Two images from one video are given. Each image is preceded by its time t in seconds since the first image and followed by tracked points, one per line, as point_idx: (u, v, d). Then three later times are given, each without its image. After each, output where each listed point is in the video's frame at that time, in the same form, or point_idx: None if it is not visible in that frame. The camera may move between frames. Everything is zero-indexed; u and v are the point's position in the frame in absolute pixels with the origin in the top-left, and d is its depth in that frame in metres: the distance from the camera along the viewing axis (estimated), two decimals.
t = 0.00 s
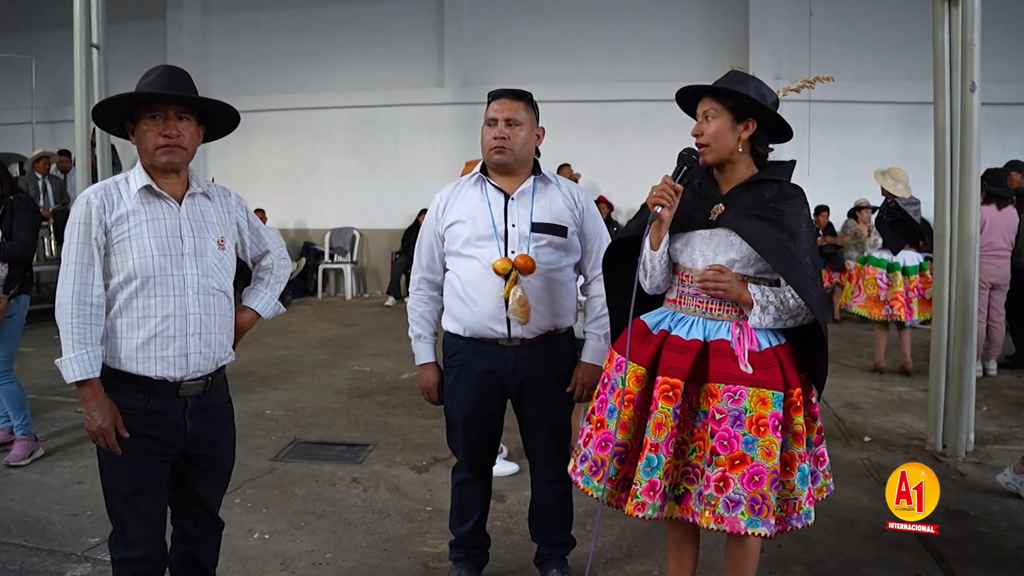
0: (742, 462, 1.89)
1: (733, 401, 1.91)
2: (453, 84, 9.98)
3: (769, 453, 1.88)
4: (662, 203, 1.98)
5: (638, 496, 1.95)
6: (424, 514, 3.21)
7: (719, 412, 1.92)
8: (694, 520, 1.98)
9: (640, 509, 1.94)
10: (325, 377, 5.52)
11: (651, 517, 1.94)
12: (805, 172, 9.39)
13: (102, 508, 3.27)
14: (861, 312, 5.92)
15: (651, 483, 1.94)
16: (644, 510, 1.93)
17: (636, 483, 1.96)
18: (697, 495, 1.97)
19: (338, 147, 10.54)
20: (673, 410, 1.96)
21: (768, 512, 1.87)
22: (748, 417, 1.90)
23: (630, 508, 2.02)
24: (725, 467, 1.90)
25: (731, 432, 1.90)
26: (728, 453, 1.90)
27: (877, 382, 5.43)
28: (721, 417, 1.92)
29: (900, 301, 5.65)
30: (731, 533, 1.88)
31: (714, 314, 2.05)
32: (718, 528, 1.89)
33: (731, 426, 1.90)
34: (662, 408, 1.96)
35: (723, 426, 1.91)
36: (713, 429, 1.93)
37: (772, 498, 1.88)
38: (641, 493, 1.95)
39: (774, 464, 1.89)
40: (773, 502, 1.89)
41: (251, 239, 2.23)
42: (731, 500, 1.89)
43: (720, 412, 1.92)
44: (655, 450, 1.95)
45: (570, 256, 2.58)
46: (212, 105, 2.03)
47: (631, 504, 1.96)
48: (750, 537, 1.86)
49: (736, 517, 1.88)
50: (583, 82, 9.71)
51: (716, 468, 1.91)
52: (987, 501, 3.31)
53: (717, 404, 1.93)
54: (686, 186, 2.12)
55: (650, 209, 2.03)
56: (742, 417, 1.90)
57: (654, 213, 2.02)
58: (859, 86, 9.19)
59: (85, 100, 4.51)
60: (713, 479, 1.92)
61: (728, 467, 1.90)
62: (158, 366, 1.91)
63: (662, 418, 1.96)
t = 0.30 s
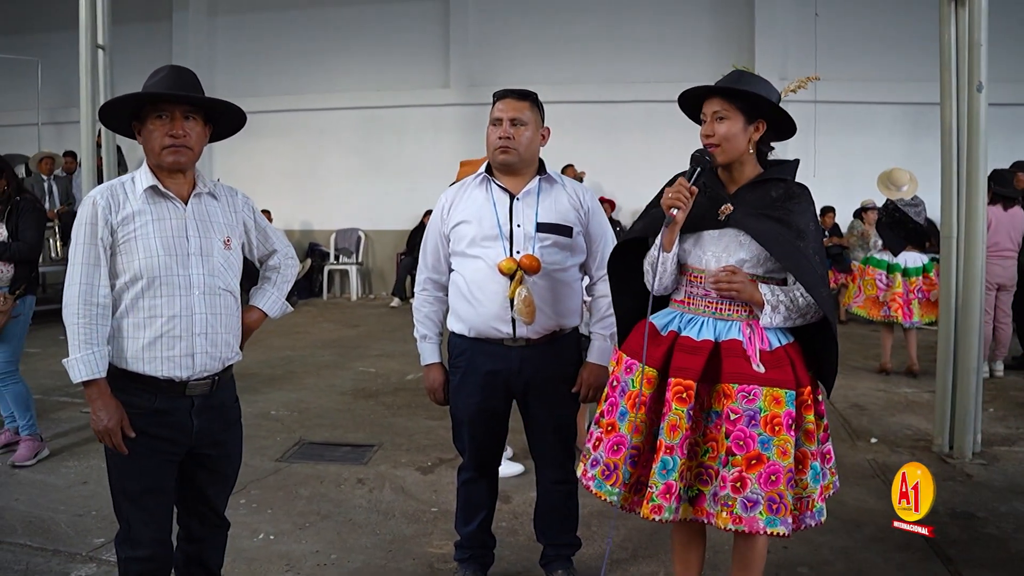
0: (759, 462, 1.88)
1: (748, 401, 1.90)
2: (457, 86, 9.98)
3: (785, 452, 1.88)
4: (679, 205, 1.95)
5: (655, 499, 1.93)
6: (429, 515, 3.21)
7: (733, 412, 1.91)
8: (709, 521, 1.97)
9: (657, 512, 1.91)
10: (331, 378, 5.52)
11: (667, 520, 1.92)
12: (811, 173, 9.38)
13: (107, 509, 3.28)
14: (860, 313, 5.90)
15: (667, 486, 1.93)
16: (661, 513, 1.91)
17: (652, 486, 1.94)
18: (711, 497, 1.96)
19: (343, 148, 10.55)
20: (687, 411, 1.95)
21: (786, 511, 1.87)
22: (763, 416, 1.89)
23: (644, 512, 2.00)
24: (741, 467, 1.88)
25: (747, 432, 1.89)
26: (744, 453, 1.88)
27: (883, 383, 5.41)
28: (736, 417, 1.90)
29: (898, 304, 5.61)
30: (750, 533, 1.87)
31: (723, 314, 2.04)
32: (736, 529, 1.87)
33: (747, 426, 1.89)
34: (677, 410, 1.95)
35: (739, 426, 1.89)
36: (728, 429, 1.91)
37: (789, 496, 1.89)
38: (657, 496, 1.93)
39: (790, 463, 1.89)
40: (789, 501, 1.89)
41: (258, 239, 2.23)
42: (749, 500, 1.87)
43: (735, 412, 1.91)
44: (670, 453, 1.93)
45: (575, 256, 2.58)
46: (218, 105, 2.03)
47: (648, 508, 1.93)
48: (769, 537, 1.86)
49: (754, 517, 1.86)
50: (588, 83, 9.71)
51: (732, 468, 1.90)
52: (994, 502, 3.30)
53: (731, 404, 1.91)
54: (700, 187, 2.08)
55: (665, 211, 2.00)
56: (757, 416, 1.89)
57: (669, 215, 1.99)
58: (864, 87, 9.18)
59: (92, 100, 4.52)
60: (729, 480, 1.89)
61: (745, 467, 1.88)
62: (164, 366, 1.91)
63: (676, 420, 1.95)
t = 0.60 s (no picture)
0: (779, 460, 1.89)
1: (765, 400, 1.92)
2: (460, 86, 9.98)
3: (803, 449, 1.90)
4: (691, 206, 1.90)
5: (676, 502, 1.92)
6: (433, 515, 3.20)
7: (751, 412, 1.92)
8: (727, 522, 1.97)
9: (679, 516, 1.91)
10: (334, 378, 5.52)
11: (689, 523, 1.91)
12: (814, 173, 9.37)
13: (111, 508, 3.28)
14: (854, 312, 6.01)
15: (688, 489, 1.92)
16: (684, 517, 1.91)
17: (672, 490, 1.93)
18: (729, 497, 1.96)
19: (346, 148, 10.56)
20: (704, 413, 1.95)
21: (807, 507, 1.89)
22: (780, 414, 1.91)
23: (662, 516, 2.00)
24: (761, 466, 1.90)
25: (766, 430, 1.90)
26: (765, 452, 1.90)
27: (886, 384, 5.40)
28: (754, 417, 1.92)
29: (889, 305, 5.71)
30: (775, 531, 1.88)
31: (733, 314, 2.04)
32: (760, 528, 1.89)
33: (765, 425, 1.90)
34: (694, 412, 1.94)
35: (757, 425, 1.91)
36: (746, 429, 1.92)
37: (809, 492, 1.90)
38: (678, 499, 1.92)
39: (808, 459, 1.91)
40: (809, 497, 1.91)
41: (265, 238, 2.23)
42: (772, 499, 1.89)
43: (753, 411, 1.92)
44: (689, 455, 1.93)
45: (579, 255, 2.57)
46: (224, 106, 2.03)
47: (669, 512, 1.92)
48: (793, 534, 1.87)
49: (778, 515, 1.88)
50: (591, 84, 9.71)
51: (753, 467, 1.91)
52: (999, 503, 3.29)
53: (749, 403, 1.92)
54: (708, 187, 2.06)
55: (675, 213, 1.95)
56: (775, 415, 1.91)
57: (681, 218, 1.94)
58: (867, 88, 9.18)
59: (95, 100, 4.53)
60: (750, 480, 1.91)
61: (766, 465, 1.90)
62: (171, 365, 1.91)
63: (693, 421, 1.94)
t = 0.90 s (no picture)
0: (797, 458, 1.90)
1: (779, 399, 1.93)
2: (462, 86, 9.98)
3: (819, 446, 1.91)
4: (698, 207, 1.90)
5: (697, 507, 1.92)
6: (436, 516, 3.20)
7: (767, 412, 1.93)
8: (745, 524, 1.96)
9: (701, 520, 1.91)
10: (337, 379, 5.52)
11: (711, 527, 1.92)
12: (817, 174, 9.35)
13: (114, 509, 3.28)
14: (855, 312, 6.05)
15: (709, 492, 1.92)
16: (706, 520, 1.91)
17: (692, 495, 1.93)
18: (746, 498, 1.96)
19: (348, 149, 10.56)
20: (720, 415, 1.94)
21: (827, 503, 1.89)
22: (795, 413, 1.92)
23: (681, 522, 1.99)
24: (780, 465, 1.90)
25: (782, 430, 1.91)
26: (783, 451, 1.91)
27: (889, 385, 5.39)
28: (770, 417, 1.92)
29: (883, 305, 5.70)
30: (797, 529, 1.89)
31: (740, 315, 2.04)
32: (782, 527, 1.89)
33: (782, 424, 1.91)
34: (711, 415, 1.94)
35: (774, 425, 1.92)
36: (763, 429, 1.93)
37: (827, 488, 1.91)
38: (699, 504, 1.92)
39: (823, 456, 1.92)
40: (828, 492, 1.92)
41: (271, 238, 2.23)
42: (792, 497, 1.89)
43: (768, 411, 1.93)
44: (708, 459, 1.92)
45: (582, 255, 2.57)
46: (232, 108, 2.04)
47: (691, 517, 1.92)
48: (815, 531, 1.88)
49: (799, 514, 1.89)
50: (594, 85, 9.71)
51: (771, 467, 1.91)
52: (1003, 504, 3.29)
53: (764, 403, 1.93)
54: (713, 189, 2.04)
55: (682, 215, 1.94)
56: (790, 413, 1.92)
57: (688, 219, 1.93)
58: (870, 88, 9.17)
59: (99, 101, 4.53)
60: (769, 480, 1.91)
61: (785, 465, 1.90)
62: (179, 366, 1.92)
63: (710, 425, 1.93)
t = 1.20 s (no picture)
0: (809, 457, 1.90)
1: (789, 399, 1.93)
2: (465, 87, 9.98)
3: (829, 444, 1.91)
4: (704, 208, 1.89)
5: (712, 509, 1.91)
6: (440, 517, 3.20)
7: (778, 411, 1.92)
8: (757, 523, 1.96)
9: (716, 522, 1.90)
10: (340, 379, 5.53)
11: (726, 528, 1.91)
12: (820, 175, 9.34)
13: (119, 510, 3.28)
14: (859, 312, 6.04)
15: (723, 494, 1.91)
16: (721, 522, 1.90)
17: (706, 496, 1.92)
18: (758, 498, 1.95)
19: (351, 149, 10.57)
20: (731, 416, 1.94)
21: (839, 500, 1.90)
22: (805, 411, 1.92)
23: (694, 525, 1.98)
24: (793, 464, 1.90)
25: (794, 429, 1.91)
26: (795, 450, 1.91)
27: (893, 385, 5.39)
28: (781, 416, 1.92)
29: (885, 304, 5.68)
30: (811, 527, 1.89)
31: (746, 315, 2.04)
32: (796, 526, 1.89)
33: (793, 423, 1.91)
34: (722, 416, 1.93)
35: (785, 424, 1.91)
36: (774, 429, 1.92)
37: (838, 485, 1.92)
38: (714, 506, 1.91)
39: (834, 453, 1.92)
40: (839, 489, 1.92)
41: (275, 238, 2.23)
42: (806, 496, 1.89)
43: (779, 411, 1.92)
44: (722, 460, 1.92)
45: (583, 255, 2.57)
46: (239, 109, 2.04)
47: (705, 519, 1.91)
48: (829, 528, 1.88)
49: (813, 511, 1.89)
50: (596, 85, 9.71)
51: (783, 466, 1.91)
52: (1007, 505, 3.28)
53: (774, 403, 1.93)
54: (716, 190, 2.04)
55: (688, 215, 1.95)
56: (800, 412, 1.92)
57: (695, 220, 1.93)
58: (874, 89, 9.17)
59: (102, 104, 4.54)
60: (782, 479, 1.91)
61: (797, 463, 1.90)
62: (186, 366, 1.92)
63: (723, 426, 1.93)
